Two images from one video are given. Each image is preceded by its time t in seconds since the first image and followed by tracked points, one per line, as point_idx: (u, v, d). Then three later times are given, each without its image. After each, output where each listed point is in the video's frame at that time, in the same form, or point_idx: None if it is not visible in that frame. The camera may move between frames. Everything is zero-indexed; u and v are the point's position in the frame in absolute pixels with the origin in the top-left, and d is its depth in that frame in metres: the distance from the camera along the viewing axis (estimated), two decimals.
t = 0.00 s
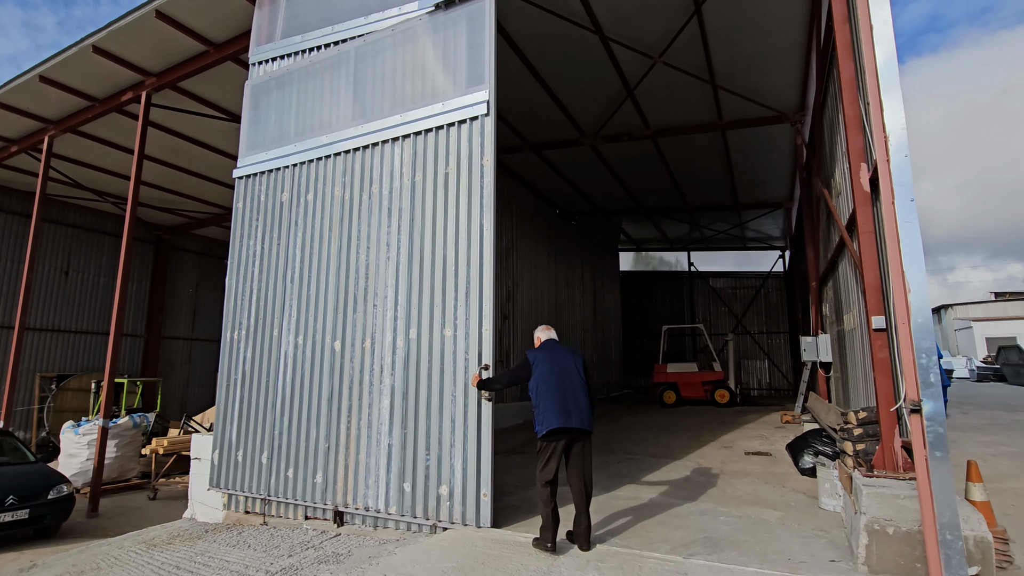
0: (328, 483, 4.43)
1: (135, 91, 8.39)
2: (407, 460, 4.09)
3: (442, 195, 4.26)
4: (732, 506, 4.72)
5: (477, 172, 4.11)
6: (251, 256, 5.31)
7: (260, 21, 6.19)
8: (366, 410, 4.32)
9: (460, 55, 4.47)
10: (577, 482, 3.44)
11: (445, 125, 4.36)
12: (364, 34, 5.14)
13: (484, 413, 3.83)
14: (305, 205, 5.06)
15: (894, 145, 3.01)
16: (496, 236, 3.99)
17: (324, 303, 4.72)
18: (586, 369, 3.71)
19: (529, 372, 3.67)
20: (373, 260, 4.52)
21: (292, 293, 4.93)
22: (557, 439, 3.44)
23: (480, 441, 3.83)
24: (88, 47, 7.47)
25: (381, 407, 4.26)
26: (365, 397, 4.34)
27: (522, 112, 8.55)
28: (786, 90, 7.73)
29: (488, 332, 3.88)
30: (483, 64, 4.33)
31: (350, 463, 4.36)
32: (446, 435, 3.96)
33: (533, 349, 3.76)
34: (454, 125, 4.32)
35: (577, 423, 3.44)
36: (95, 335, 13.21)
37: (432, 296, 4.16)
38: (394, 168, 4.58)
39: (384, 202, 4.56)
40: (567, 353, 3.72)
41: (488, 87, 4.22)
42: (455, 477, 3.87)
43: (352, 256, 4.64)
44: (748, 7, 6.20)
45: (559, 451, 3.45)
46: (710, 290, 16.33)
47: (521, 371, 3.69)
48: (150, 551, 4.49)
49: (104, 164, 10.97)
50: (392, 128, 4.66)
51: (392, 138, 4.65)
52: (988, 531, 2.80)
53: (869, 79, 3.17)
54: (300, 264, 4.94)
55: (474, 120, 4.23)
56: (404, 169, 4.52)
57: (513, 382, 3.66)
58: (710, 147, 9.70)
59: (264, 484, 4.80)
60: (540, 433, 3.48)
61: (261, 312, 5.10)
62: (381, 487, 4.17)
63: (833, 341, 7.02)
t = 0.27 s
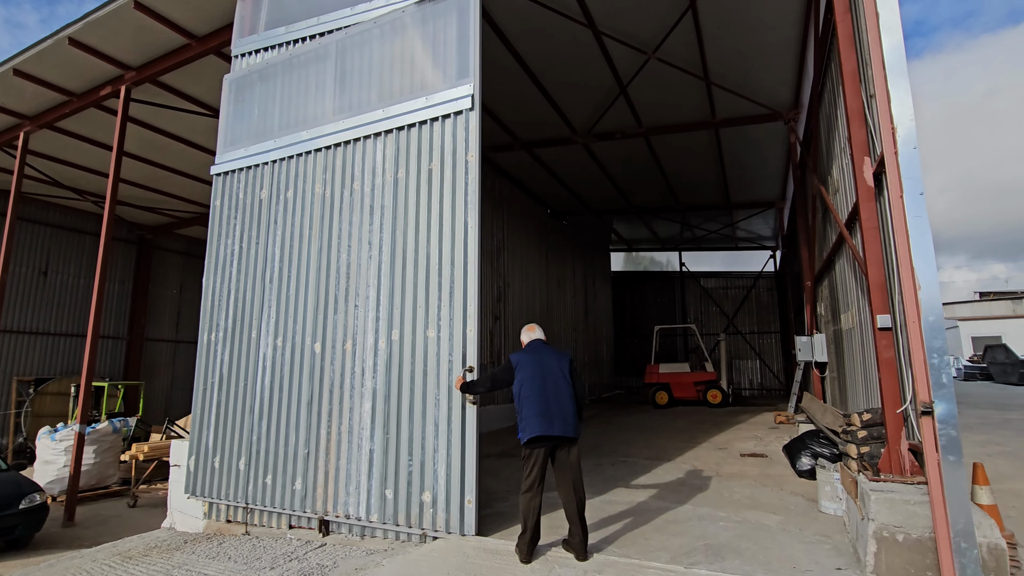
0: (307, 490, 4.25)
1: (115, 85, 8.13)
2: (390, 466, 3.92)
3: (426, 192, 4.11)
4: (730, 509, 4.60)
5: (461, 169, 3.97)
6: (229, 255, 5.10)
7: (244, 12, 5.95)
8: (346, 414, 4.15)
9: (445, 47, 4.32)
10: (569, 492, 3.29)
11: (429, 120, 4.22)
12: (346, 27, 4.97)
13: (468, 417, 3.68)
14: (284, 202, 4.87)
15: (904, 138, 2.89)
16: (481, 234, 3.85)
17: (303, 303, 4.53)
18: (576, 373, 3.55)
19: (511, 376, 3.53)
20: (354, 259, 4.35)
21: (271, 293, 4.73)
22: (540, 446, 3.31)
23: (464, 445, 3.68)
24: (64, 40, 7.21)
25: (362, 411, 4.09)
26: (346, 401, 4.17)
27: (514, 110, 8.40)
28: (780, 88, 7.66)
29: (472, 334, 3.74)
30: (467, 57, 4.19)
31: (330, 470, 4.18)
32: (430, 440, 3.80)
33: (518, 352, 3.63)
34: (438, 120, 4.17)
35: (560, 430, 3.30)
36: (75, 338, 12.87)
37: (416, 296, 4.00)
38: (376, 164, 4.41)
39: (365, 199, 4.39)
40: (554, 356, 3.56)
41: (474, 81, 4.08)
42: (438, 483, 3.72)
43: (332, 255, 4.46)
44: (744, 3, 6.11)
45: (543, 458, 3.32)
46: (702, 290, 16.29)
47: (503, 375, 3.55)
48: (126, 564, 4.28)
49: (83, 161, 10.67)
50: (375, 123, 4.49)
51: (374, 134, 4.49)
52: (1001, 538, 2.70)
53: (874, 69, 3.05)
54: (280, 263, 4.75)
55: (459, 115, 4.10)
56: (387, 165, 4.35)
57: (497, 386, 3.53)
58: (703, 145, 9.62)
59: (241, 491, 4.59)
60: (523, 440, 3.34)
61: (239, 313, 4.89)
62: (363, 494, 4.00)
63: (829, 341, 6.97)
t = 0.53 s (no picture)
0: (286, 497, 4.07)
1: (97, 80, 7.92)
2: (371, 472, 3.76)
3: (409, 188, 3.96)
4: (731, 515, 4.45)
5: (446, 165, 3.84)
6: (208, 253, 4.91)
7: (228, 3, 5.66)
8: (327, 418, 3.98)
9: (431, 39, 4.17)
10: (557, 500, 3.20)
11: (413, 114, 4.07)
12: (328, 19, 4.80)
13: (452, 420, 3.54)
14: (265, 199, 4.69)
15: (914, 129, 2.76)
16: (465, 231, 3.71)
17: (284, 303, 4.36)
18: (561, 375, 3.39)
19: (491, 379, 3.44)
20: (336, 257, 4.18)
21: (251, 292, 4.55)
22: (519, 452, 3.25)
23: (448, 450, 3.54)
24: (44, 32, 6.99)
25: (344, 415, 3.92)
26: (327, 404, 4.00)
27: (507, 106, 8.23)
28: (777, 84, 7.54)
29: (457, 334, 3.59)
30: (452, 49, 4.05)
31: (310, 476, 4.01)
32: (413, 444, 3.64)
33: (500, 351, 3.51)
34: (420, 114, 4.04)
35: (538, 436, 3.22)
36: (60, 339, 12.58)
37: (399, 295, 3.84)
38: (359, 160, 4.25)
39: (347, 195, 4.23)
40: (536, 356, 3.43)
41: (459, 73, 3.94)
42: (422, 489, 3.57)
43: (314, 253, 4.29)
44: None
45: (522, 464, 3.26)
46: (697, 290, 16.19)
47: (483, 377, 3.45)
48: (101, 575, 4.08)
49: (67, 159, 10.43)
50: (357, 117, 4.33)
51: (356, 128, 4.33)
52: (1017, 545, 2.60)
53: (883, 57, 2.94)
54: (260, 261, 4.57)
55: (443, 108, 3.95)
56: (370, 160, 4.19)
57: (478, 389, 3.43)
58: (699, 143, 9.50)
59: (219, 498, 4.41)
60: (502, 445, 3.30)
61: (218, 313, 4.71)
62: (343, 501, 3.83)
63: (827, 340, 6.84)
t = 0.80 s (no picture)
0: (268, 506, 3.89)
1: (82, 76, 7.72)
2: (355, 480, 3.58)
3: (395, 186, 3.80)
4: (735, 524, 4.28)
5: (432, 162, 3.68)
6: (189, 253, 4.73)
7: None
8: (309, 424, 3.80)
9: (417, 31, 4.01)
10: (551, 510, 3.08)
11: (398, 110, 3.91)
12: (312, 12, 4.63)
13: (438, 427, 3.37)
14: (247, 198, 4.51)
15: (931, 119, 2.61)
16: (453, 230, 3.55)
17: (266, 305, 4.18)
18: (549, 380, 3.25)
19: (477, 384, 3.28)
20: (320, 256, 4.01)
21: (232, 294, 4.37)
22: (506, 462, 3.10)
23: (434, 458, 3.37)
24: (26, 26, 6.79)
25: (327, 421, 3.74)
26: (309, 410, 3.83)
27: (503, 103, 8.07)
28: (778, 81, 7.40)
29: (444, 338, 3.43)
30: (438, 41, 3.89)
31: (292, 484, 3.83)
32: (399, 452, 3.47)
33: (485, 355, 3.34)
34: (405, 110, 3.88)
35: (524, 445, 3.07)
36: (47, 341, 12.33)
37: (384, 297, 3.68)
38: (343, 157, 4.09)
39: (331, 193, 4.07)
40: (523, 359, 3.28)
41: (447, 66, 3.78)
42: (407, 499, 3.40)
43: (296, 253, 4.12)
44: None
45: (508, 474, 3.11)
46: (695, 291, 16.07)
47: (467, 382, 3.28)
48: None
49: (54, 157, 10.21)
50: (342, 113, 4.16)
51: (341, 124, 4.16)
52: None
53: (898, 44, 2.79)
54: (242, 262, 4.39)
55: (430, 103, 3.80)
56: (355, 157, 4.02)
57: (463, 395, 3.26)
58: (698, 141, 9.35)
59: (198, 507, 4.22)
60: (489, 454, 3.14)
61: (199, 315, 4.52)
62: (326, 511, 3.66)
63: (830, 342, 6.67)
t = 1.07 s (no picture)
0: (247, 524, 3.70)
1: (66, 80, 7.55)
2: (338, 496, 3.40)
3: (381, 189, 3.66)
4: (738, 538, 4.12)
5: (418, 164, 3.55)
6: (168, 260, 4.56)
7: None
8: (291, 437, 3.62)
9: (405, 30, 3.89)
10: (547, 524, 2.96)
11: (383, 112, 3.78)
12: (297, 12, 4.49)
13: (426, 441, 3.21)
14: (229, 203, 4.36)
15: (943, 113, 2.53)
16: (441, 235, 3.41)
17: (247, 313, 4.01)
18: (540, 392, 3.11)
19: (464, 395, 3.13)
20: (303, 263, 3.86)
21: (213, 302, 4.20)
22: (496, 476, 2.98)
23: (421, 472, 3.21)
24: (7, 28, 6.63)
25: (310, 434, 3.57)
26: (291, 423, 3.65)
27: (496, 108, 7.97)
28: (773, 85, 7.35)
29: (431, 347, 3.28)
30: (424, 41, 3.77)
31: (273, 501, 3.64)
32: (384, 466, 3.30)
33: (473, 365, 3.19)
34: (390, 112, 3.75)
35: (513, 458, 2.95)
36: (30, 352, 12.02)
37: (370, 304, 3.52)
38: (327, 160, 3.94)
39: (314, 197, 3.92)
40: (512, 368, 3.14)
41: (434, 66, 3.66)
42: (392, 516, 3.22)
43: (279, 259, 3.96)
44: None
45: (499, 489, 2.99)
46: (690, 297, 15.99)
47: (454, 394, 3.12)
48: None
49: (37, 163, 9.99)
50: (327, 115, 4.03)
51: (325, 127, 4.02)
52: None
53: (909, 40, 2.71)
54: (222, 268, 4.22)
55: (417, 104, 3.67)
56: (340, 160, 3.88)
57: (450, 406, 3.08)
58: (692, 146, 9.28)
59: (175, 525, 4.01)
60: (478, 469, 3.01)
61: (178, 325, 4.34)
62: (308, 528, 3.47)
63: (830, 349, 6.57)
